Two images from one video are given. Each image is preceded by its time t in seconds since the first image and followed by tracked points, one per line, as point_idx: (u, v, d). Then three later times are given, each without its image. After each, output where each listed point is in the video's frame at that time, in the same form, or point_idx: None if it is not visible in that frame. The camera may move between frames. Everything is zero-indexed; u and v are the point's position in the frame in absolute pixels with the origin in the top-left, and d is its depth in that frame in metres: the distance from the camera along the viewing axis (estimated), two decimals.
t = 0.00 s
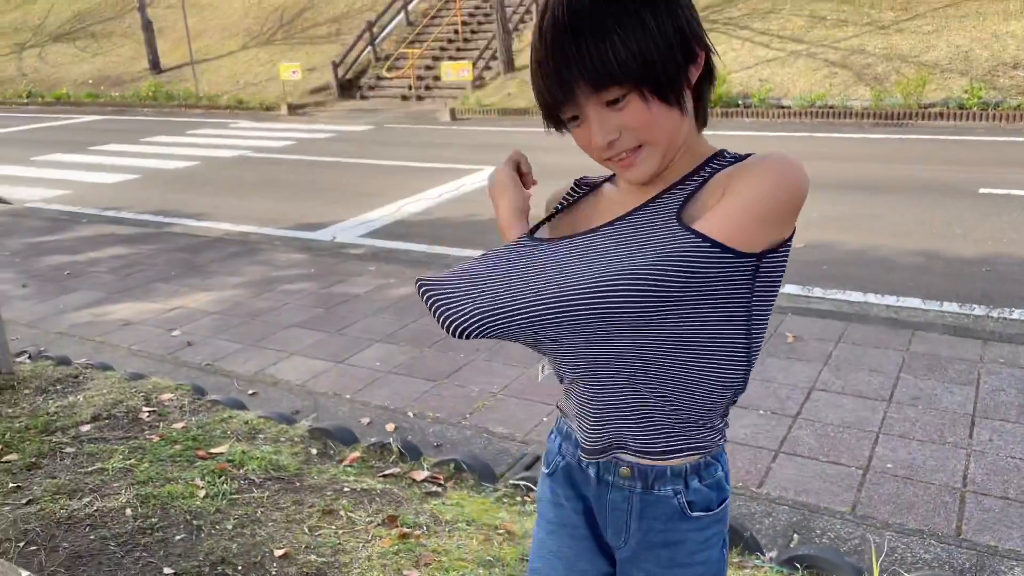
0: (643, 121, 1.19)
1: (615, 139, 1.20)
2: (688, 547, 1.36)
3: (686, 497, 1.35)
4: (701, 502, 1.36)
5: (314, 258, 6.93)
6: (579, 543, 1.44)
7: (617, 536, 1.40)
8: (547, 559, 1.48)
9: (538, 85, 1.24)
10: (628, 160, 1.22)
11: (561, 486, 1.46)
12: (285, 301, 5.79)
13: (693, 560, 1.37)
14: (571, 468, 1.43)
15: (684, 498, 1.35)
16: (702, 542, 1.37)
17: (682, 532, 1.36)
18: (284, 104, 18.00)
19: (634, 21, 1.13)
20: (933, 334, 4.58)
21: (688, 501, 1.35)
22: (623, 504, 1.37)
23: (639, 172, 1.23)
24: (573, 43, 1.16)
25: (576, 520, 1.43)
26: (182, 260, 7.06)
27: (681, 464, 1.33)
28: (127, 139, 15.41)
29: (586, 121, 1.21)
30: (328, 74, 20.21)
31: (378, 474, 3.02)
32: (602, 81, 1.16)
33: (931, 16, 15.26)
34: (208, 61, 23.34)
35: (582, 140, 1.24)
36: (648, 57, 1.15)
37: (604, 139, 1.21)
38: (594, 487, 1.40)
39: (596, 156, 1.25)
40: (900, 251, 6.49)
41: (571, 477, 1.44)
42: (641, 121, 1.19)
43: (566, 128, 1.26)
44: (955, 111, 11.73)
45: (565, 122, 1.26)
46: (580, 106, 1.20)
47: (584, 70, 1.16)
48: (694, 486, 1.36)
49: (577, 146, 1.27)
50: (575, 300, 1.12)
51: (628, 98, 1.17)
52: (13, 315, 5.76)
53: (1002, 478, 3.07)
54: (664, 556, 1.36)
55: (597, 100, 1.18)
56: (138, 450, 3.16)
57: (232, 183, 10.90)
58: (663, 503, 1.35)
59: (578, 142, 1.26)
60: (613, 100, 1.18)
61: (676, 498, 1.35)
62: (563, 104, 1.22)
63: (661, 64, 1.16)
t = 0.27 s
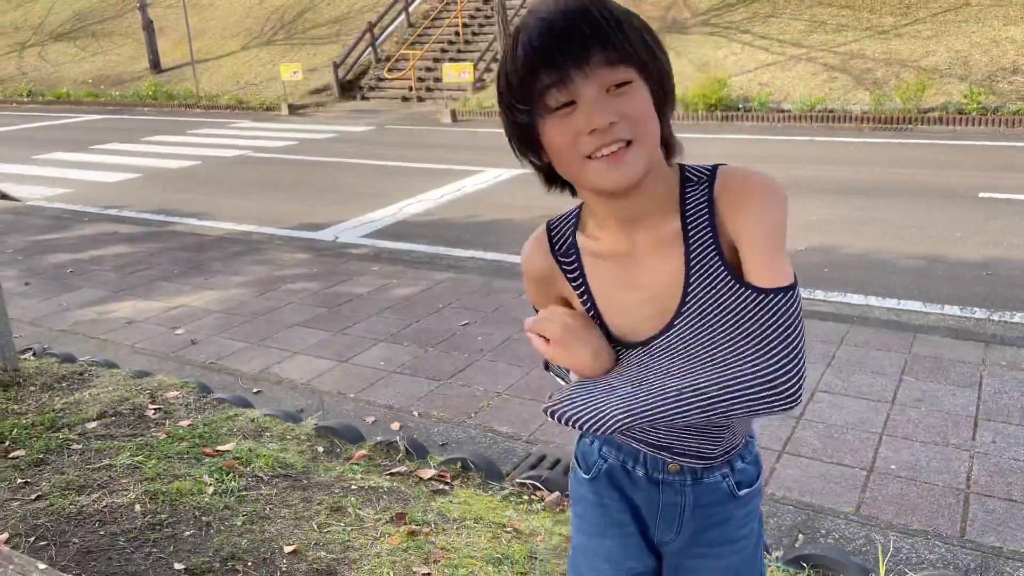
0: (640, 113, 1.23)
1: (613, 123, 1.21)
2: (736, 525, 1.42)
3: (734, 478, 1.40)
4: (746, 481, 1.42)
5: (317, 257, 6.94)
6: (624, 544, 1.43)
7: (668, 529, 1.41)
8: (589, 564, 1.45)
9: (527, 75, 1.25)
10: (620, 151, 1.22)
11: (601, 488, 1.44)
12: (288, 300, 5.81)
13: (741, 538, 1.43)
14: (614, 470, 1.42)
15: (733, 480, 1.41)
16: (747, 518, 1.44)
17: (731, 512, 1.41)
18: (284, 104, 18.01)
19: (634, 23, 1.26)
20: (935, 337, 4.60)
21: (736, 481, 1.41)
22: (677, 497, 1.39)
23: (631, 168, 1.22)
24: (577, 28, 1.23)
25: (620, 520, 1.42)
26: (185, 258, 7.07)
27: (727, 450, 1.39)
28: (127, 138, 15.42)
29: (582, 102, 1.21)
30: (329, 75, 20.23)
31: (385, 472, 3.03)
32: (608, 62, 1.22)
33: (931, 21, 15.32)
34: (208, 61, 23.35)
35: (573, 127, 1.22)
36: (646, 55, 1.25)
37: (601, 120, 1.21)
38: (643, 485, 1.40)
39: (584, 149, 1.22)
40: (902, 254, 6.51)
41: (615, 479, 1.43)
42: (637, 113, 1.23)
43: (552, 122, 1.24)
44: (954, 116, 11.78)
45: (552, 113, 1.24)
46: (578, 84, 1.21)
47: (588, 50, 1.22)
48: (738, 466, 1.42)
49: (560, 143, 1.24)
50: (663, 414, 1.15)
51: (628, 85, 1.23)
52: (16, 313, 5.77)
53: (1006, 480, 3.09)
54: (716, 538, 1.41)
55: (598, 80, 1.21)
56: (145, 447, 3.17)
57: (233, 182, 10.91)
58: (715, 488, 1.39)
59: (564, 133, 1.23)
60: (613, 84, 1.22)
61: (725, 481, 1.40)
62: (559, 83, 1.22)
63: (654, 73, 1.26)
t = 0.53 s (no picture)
0: (614, 134, 1.22)
1: (602, 145, 1.19)
2: (732, 509, 1.45)
3: (729, 465, 1.43)
4: (739, 465, 1.45)
5: (315, 253, 6.93)
6: (623, 541, 1.43)
7: (668, 524, 1.42)
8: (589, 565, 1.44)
9: (496, 119, 1.19)
10: (611, 176, 1.20)
11: (598, 488, 1.43)
12: (287, 295, 5.80)
13: (737, 521, 1.46)
14: (613, 470, 1.41)
15: (726, 467, 1.43)
16: (741, 502, 1.47)
17: (728, 498, 1.44)
18: (283, 99, 17.96)
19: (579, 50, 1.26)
20: (933, 338, 4.61)
21: (730, 467, 1.44)
22: (676, 491, 1.40)
23: (622, 190, 1.21)
24: (538, 62, 1.20)
25: (617, 518, 1.42)
26: (183, 252, 7.06)
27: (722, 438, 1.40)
28: (126, 131, 15.37)
29: (566, 131, 1.18)
30: (328, 70, 20.18)
31: (383, 467, 3.03)
32: (578, 90, 1.20)
33: (931, 22, 15.33)
34: (207, 54, 23.29)
35: (561, 161, 1.17)
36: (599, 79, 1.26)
37: (590, 147, 1.18)
38: (643, 483, 1.40)
39: (578, 179, 1.18)
40: (900, 255, 6.52)
41: (611, 479, 1.41)
42: (613, 134, 1.22)
43: (534, 162, 1.18)
44: (954, 118, 11.79)
45: (532, 152, 1.18)
46: (556, 116, 1.18)
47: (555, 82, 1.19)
48: (730, 452, 1.44)
49: (546, 180, 1.19)
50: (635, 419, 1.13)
51: (602, 108, 1.22)
52: (13, 305, 5.75)
53: (1004, 481, 3.10)
54: (715, 524, 1.43)
55: (576, 108, 1.19)
56: (144, 440, 3.16)
57: (232, 176, 10.88)
58: (712, 477, 1.41)
59: (552, 171, 1.18)
60: (588, 110, 1.20)
61: (721, 469, 1.42)
62: (536, 119, 1.17)
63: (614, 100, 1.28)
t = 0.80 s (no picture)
0: (626, 101, 1.22)
1: (619, 113, 1.18)
2: (711, 515, 1.43)
3: (707, 469, 1.42)
4: (717, 469, 1.44)
5: (313, 247, 6.91)
6: (600, 546, 1.41)
7: (646, 528, 1.41)
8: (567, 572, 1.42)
9: (526, 60, 1.14)
10: (617, 146, 1.20)
11: (576, 492, 1.42)
12: (284, 289, 5.79)
13: (717, 529, 1.44)
14: (589, 473, 1.41)
15: (703, 472, 1.42)
16: (720, 508, 1.45)
17: (706, 503, 1.42)
18: (282, 93, 17.91)
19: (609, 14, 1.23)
20: (930, 338, 4.61)
21: (708, 471, 1.42)
22: (653, 493, 1.39)
23: (627, 161, 1.21)
24: (574, 15, 1.16)
25: (595, 523, 1.41)
26: (181, 245, 7.04)
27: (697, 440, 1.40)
28: (124, 123, 15.32)
29: (588, 92, 1.16)
30: (328, 64, 20.13)
31: (379, 462, 3.02)
32: (604, 53, 1.18)
33: (932, 23, 15.32)
34: (206, 47, 23.21)
35: (579, 120, 1.16)
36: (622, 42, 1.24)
37: (609, 113, 1.17)
38: (620, 485, 1.40)
39: (592, 140, 1.17)
40: (898, 255, 6.52)
41: (588, 482, 1.41)
42: (626, 101, 1.22)
43: (550, 114, 1.16)
44: (954, 118, 11.78)
45: (551, 103, 1.15)
46: (583, 74, 1.15)
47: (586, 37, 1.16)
48: (709, 456, 1.44)
49: (560, 135, 1.17)
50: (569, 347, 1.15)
51: (620, 76, 1.21)
52: (9, 296, 5.74)
53: (1000, 481, 3.10)
54: (694, 531, 1.41)
55: (601, 73, 1.17)
56: (139, 432, 3.16)
57: (231, 170, 10.85)
58: (689, 480, 1.40)
59: (567, 127, 1.16)
60: (609, 73, 1.18)
61: (698, 472, 1.41)
62: (563, 74, 1.14)
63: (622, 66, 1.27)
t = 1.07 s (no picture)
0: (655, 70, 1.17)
1: (648, 82, 1.14)
2: (691, 521, 1.36)
3: (683, 475, 1.33)
4: (695, 476, 1.35)
5: (312, 242, 6.91)
6: (579, 557, 1.37)
7: (624, 538, 1.35)
8: None
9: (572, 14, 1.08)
10: (640, 115, 1.15)
11: (550, 506, 1.38)
12: (282, 284, 5.79)
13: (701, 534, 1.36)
14: (560, 486, 1.35)
15: (680, 478, 1.33)
16: (701, 512, 1.38)
17: (685, 510, 1.35)
18: (282, 88, 17.91)
19: None
20: (928, 338, 4.62)
21: (685, 477, 1.34)
22: (626, 504, 1.32)
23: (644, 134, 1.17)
24: None
25: (571, 535, 1.37)
26: (179, 240, 7.04)
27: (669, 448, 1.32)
28: (124, 118, 15.31)
29: (623, 55, 1.11)
30: (328, 60, 20.12)
31: (375, 458, 3.02)
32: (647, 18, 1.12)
33: (932, 23, 15.32)
34: (207, 42, 23.20)
35: (609, 82, 1.11)
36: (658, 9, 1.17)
37: (639, 79, 1.12)
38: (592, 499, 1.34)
39: (616, 106, 1.12)
40: (896, 255, 6.53)
41: (560, 495, 1.35)
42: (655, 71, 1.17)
43: (582, 72, 1.10)
44: (954, 119, 11.79)
45: (587, 63, 1.10)
46: (624, 35, 1.10)
47: None
48: (687, 462, 1.35)
49: (587, 95, 1.12)
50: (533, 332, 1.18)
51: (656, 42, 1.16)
52: (7, 290, 5.73)
53: (995, 481, 3.11)
54: (674, 539, 1.35)
55: (639, 37, 1.11)
56: (136, 426, 3.16)
57: (230, 165, 10.84)
58: (665, 488, 1.32)
59: (597, 86, 1.11)
60: (647, 40, 1.13)
61: (674, 479, 1.33)
62: (605, 29, 1.09)
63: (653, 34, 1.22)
